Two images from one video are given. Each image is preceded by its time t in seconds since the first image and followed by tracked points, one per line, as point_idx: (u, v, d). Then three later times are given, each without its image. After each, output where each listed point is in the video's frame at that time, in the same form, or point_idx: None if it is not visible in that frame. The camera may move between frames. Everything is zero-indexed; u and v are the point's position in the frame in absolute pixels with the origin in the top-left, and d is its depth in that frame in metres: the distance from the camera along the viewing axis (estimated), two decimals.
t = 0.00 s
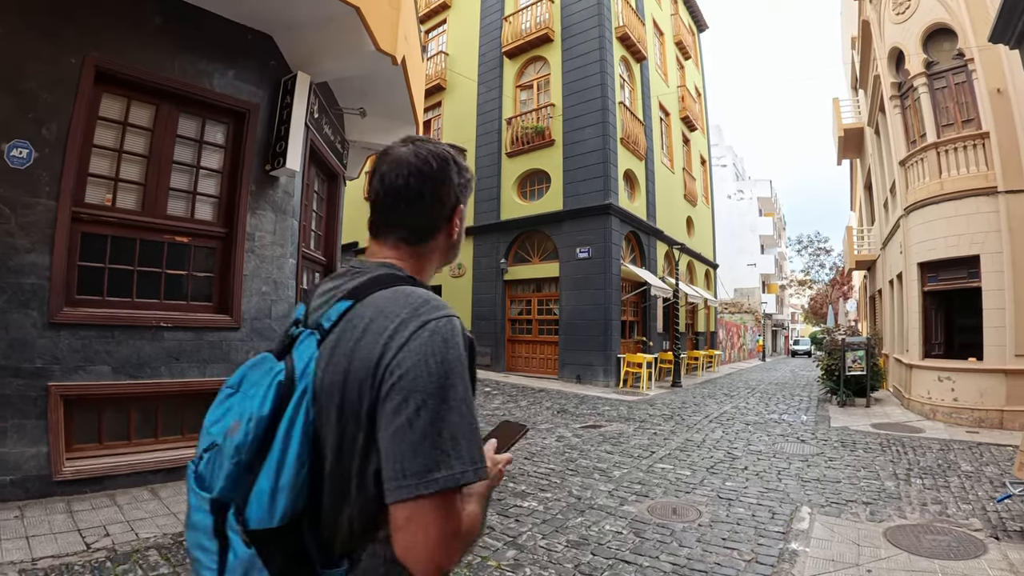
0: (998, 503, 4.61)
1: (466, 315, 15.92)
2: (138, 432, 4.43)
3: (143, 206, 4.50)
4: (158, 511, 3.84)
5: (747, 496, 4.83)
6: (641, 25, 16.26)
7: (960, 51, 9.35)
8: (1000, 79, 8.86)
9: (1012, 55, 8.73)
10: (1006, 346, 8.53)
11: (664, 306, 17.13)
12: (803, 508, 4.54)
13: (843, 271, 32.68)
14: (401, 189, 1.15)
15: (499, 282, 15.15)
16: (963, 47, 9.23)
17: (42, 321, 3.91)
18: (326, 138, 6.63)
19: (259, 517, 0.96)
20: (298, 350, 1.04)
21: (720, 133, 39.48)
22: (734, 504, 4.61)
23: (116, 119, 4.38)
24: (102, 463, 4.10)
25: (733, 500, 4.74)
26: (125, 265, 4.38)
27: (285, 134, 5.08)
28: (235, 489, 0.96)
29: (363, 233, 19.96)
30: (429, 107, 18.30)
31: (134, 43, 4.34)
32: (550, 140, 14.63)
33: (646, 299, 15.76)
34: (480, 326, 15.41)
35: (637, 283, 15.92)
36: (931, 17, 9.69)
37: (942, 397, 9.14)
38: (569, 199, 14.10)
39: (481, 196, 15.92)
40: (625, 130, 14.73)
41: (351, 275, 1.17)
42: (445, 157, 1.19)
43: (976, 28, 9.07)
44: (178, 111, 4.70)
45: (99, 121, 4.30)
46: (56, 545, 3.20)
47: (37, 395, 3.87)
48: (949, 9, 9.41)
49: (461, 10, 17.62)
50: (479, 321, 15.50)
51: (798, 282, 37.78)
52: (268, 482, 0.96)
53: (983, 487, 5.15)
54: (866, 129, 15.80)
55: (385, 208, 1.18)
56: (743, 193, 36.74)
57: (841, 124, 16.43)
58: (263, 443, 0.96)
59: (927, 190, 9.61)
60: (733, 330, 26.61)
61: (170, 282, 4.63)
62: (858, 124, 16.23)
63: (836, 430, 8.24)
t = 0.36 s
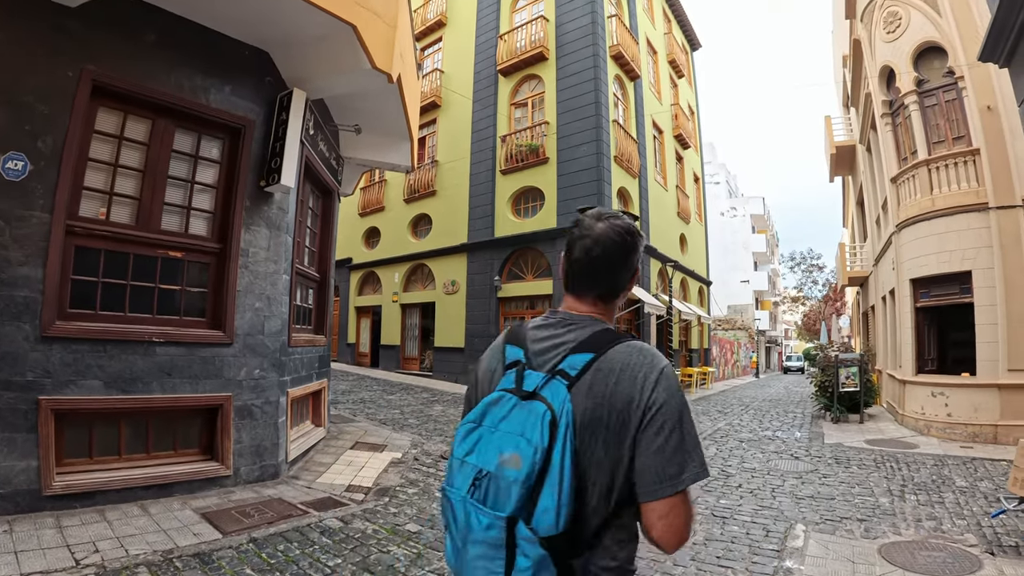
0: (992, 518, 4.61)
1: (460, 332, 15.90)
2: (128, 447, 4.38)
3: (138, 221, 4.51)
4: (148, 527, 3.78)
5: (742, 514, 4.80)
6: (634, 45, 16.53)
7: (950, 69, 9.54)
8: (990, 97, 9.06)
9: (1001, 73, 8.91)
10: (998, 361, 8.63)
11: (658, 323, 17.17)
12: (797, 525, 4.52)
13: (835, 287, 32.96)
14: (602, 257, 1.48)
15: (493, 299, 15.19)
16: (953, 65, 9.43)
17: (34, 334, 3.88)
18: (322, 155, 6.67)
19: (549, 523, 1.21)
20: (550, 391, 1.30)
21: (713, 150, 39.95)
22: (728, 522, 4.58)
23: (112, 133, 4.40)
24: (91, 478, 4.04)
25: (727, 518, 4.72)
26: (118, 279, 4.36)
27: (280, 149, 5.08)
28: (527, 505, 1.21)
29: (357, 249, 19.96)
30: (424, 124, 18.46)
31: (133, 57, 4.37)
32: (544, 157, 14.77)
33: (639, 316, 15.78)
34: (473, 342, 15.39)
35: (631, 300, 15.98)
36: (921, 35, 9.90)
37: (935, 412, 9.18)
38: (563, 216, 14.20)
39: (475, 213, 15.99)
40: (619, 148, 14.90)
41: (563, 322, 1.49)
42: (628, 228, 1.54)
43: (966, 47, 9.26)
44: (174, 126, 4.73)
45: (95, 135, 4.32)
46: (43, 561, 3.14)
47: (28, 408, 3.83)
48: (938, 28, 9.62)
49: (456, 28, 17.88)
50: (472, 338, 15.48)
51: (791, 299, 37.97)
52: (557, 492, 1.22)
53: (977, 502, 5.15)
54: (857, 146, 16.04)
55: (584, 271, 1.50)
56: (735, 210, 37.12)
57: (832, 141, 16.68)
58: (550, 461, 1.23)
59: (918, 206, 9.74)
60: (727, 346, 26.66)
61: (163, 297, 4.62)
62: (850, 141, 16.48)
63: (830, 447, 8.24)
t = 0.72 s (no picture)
0: (986, 534, 4.61)
1: (453, 349, 15.87)
2: (119, 463, 4.32)
3: (132, 236, 4.51)
4: (138, 543, 3.72)
5: (736, 532, 4.78)
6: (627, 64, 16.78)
7: (940, 87, 9.73)
8: (980, 114, 9.24)
9: (991, 92, 9.10)
10: (991, 376, 8.71)
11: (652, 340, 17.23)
12: (791, 543, 4.49)
13: (828, 303, 33.21)
14: (698, 302, 1.82)
15: (486, 316, 15.21)
16: (944, 83, 9.63)
17: (27, 348, 3.85)
18: (316, 171, 6.70)
19: (661, 505, 1.51)
20: (662, 406, 1.63)
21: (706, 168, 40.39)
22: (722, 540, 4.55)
23: (107, 147, 4.41)
24: (82, 493, 3.99)
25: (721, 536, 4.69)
26: (111, 294, 4.34)
27: (275, 166, 5.11)
28: (644, 491, 1.52)
29: (350, 265, 19.95)
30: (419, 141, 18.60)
31: (132, 73, 4.40)
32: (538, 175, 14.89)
33: (633, 333, 15.82)
34: (467, 359, 15.36)
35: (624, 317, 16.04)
36: (912, 54, 10.11)
37: (929, 427, 9.22)
38: (557, 233, 14.29)
39: (469, 230, 16.06)
40: (612, 166, 15.07)
41: (668, 354, 1.84)
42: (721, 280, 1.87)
43: (956, 65, 9.48)
44: (170, 141, 4.75)
45: (91, 149, 4.33)
46: None
47: (19, 422, 3.79)
48: (929, 47, 9.84)
49: (452, 47, 18.11)
50: (466, 354, 15.45)
51: (784, 315, 38.16)
52: (669, 481, 1.53)
53: (971, 518, 5.15)
54: (849, 164, 16.28)
55: (682, 313, 1.84)
56: (728, 227, 37.46)
57: (824, 158, 16.91)
58: (662, 456, 1.54)
59: (910, 223, 9.88)
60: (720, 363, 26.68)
61: (156, 312, 4.60)
62: (841, 159, 16.72)
63: (824, 463, 8.28)
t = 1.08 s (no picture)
0: (982, 548, 4.61)
1: (447, 366, 15.82)
2: (112, 478, 4.27)
3: (127, 250, 4.51)
4: (130, 560, 3.67)
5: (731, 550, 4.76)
6: (622, 81, 17.00)
7: (931, 104, 9.91)
8: (971, 130, 9.39)
9: (982, 109, 9.27)
10: (985, 391, 8.76)
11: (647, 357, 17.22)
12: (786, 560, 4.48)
13: (822, 319, 33.41)
14: (753, 318, 2.18)
15: (481, 332, 15.20)
16: (935, 100, 9.80)
17: (20, 361, 3.83)
18: (312, 188, 6.74)
19: (736, 487, 1.82)
20: (729, 407, 1.95)
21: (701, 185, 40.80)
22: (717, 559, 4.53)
23: (103, 161, 4.42)
24: (74, 508, 3.93)
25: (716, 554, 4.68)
26: (105, 308, 4.33)
27: (271, 183, 5.14)
28: (721, 476, 1.82)
29: (345, 280, 19.92)
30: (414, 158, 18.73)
31: (132, 89, 4.44)
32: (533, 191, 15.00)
33: (627, 349, 15.83)
34: (462, 376, 15.32)
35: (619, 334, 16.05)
36: (903, 71, 10.31)
37: (923, 443, 9.24)
38: (552, 250, 14.35)
39: (464, 246, 16.11)
40: (607, 183, 15.20)
41: (734, 364, 2.19)
42: (767, 301, 2.23)
43: (947, 83, 9.67)
44: (166, 157, 4.78)
45: (88, 163, 4.34)
46: None
47: (10, 436, 3.75)
48: (920, 64, 10.05)
49: (448, 64, 18.33)
50: (460, 371, 15.41)
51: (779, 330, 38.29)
52: (742, 466, 1.85)
53: (966, 533, 5.15)
54: (842, 181, 16.49)
55: (740, 329, 2.19)
56: (723, 243, 37.77)
57: (818, 175, 17.12)
58: (734, 447, 1.86)
59: (903, 239, 10.01)
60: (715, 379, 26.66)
61: (150, 327, 4.58)
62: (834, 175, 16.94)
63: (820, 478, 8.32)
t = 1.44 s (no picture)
0: (980, 564, 4.60)
1: (443, 382, 15.76)
2: (105, 493, 4.23)
3: (123, 265, 4.51)
4: None
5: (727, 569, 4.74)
6: (618, 98, 17.22)
7: (925, 119, 10.05)
8: (965, 146, 9.50)
9: (975, 125, 9.40)
10: (981, 405, 8.78)
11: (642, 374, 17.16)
12: None
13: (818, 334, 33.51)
14: (812, 351, 2.36)
15: (477, 349, 15.18)
16: (928, 116, 9.96)
17: (14, 375, 3.81)
18: (309, 204, 6.78)
19: (803, 498, 2.03)
20: (795, 429, 2.16)
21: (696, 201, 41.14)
22: None
23: (101, 176, 4.44)
24: (67, 523, 3.89)
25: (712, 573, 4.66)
26: (100, 322, 4.32)
27: (268, 199, 5.18)
28: (788, 490, 2.04)
29: (340, 295, 19.89)
30: (411, 174, 18.85)
31: (132, 104, 4.48)
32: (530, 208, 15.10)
33: (623, 366, 15.81)
34: (457, 392, 15.26)
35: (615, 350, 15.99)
36: (897, 88, 10.47)
37: (920, 457, 9.25)
38: (547, 266, 14.41)
39: (460, 262, 16.16)
40: (602, 200, 15.32)
41: (796, 391, 2.37)
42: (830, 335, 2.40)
43: (940, 99, 9.83)
44: (164, 172, 4.81)
45: (86, 178, 4.36)
46: None
47: (3, 451, 3.71)
48: (913, 81, 10.22)
49: (445, 81, 18.53)
50: (456, 387, 15.36)
51: (775, 346, 38.34)
52: (808, 481, 2.07)
53: (964, 547, 5.14)
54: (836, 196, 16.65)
55: (800, 359, 2.38)
56: (718, 259, 38.01)
57: (812, 191, 17.29)
58: (801, 465, 2.07)
59: (898, 254, 10.10)
60: (711, 394, 26.64)
61: (146, 342, 4.58)
62: (829, 191, 17.12)
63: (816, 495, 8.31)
